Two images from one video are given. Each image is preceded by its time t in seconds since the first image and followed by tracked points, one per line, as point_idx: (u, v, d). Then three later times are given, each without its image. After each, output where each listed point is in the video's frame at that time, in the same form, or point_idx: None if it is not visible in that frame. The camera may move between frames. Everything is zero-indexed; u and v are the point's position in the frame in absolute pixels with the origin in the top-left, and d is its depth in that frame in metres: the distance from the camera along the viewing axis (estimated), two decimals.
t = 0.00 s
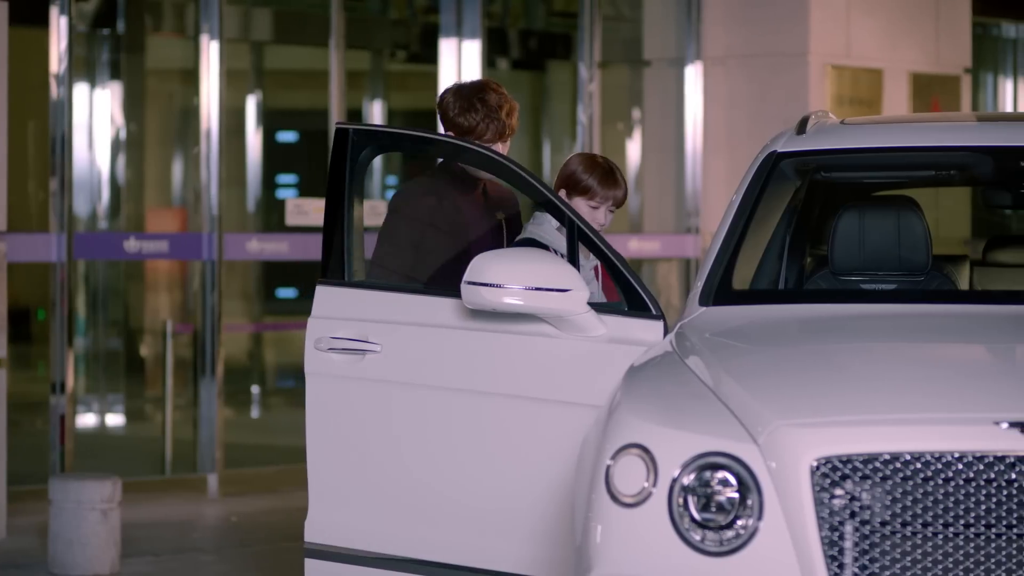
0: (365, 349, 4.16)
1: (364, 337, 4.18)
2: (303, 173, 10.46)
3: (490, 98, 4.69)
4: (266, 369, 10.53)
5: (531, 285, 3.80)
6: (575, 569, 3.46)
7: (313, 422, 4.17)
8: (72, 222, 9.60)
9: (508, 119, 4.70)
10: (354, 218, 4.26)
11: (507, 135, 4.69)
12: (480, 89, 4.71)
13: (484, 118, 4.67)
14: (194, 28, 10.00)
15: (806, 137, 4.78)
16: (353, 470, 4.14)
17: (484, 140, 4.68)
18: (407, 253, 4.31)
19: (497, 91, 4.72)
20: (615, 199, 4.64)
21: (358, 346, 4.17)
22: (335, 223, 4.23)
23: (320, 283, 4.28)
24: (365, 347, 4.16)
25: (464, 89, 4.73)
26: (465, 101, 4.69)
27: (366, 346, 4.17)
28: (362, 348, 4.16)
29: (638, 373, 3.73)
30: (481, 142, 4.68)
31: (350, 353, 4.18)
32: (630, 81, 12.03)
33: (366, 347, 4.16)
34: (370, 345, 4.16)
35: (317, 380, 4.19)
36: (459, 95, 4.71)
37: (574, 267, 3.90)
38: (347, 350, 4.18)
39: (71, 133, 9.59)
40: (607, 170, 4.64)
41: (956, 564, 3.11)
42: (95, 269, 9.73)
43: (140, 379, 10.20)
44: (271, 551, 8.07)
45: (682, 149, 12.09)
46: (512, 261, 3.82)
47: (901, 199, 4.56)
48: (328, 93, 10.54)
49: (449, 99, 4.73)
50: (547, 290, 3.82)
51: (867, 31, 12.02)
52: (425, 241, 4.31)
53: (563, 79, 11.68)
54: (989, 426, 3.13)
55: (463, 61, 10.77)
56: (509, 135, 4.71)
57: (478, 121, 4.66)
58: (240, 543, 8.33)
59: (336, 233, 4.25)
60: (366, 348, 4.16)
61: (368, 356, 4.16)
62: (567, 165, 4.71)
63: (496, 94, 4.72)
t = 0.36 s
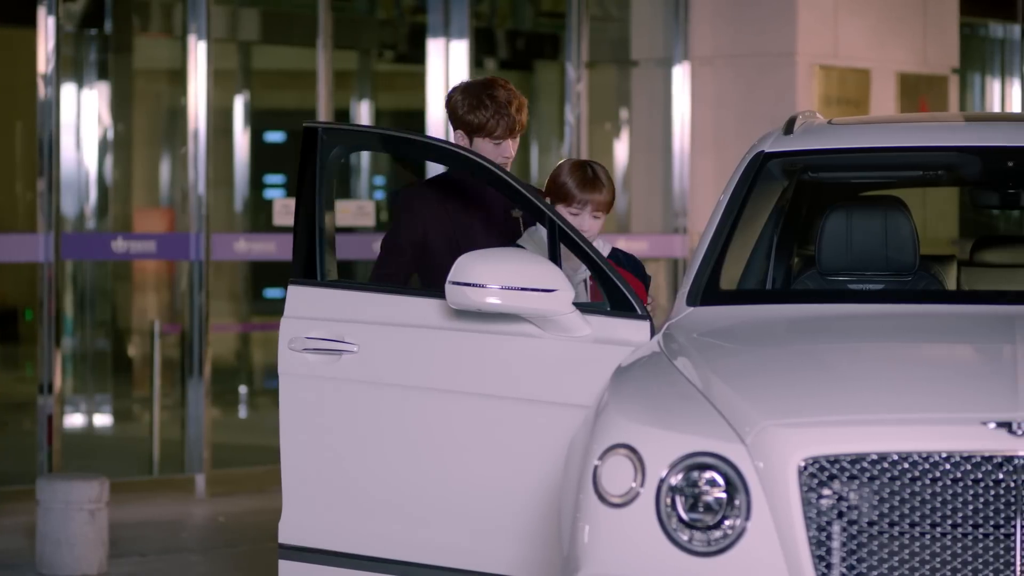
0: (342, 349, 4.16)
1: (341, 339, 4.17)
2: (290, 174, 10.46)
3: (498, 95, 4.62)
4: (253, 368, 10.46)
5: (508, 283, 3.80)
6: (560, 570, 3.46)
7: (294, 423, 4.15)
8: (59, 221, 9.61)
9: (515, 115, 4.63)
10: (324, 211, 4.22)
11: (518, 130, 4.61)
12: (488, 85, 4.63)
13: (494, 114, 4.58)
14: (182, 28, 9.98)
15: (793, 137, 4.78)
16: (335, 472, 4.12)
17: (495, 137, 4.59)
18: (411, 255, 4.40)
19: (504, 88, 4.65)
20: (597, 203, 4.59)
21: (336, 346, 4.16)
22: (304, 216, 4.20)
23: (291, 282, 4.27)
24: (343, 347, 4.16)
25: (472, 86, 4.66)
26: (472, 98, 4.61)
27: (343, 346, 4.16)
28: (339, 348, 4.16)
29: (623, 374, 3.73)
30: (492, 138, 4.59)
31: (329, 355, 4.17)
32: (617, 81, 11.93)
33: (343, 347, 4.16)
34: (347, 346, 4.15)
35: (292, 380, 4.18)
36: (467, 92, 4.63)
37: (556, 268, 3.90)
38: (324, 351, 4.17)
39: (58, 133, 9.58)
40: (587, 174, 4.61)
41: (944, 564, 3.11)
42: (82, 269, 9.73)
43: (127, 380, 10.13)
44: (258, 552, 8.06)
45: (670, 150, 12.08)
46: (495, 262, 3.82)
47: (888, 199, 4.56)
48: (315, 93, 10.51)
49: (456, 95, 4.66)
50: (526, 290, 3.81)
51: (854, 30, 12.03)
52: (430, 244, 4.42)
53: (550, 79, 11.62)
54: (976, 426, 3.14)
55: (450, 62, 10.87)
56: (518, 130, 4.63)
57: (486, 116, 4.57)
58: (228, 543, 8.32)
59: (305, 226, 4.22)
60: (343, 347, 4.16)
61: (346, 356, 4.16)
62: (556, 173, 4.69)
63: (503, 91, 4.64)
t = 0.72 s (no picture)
0: (333, 350, 4.15)
1: (332, 340, 4.17)
2: (279, 174, 10.45)
3: (552, 95, 5.02)
4: (242, 368, 10.44)
5: (499, 284, 3.80)
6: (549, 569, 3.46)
7: (284, 423, 4.15)
8: (48, 222, 9.60)
9: (566, 115, 5.02)
10: (317, 213, 4.25)
11: (566, 131, 5.00)
12: (541, 86, 5.03)
13: (546, 112, 4.96)
14: (170, 28, 9.97)
15: (782, 137, 4.78)
16: (323, 470, 4.12)
17: (543, 136, 4.97)
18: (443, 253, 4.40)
19: (557, 90, 5.05)
20: (560, 199, 4.50)
21: (327, 347, 4.16)
22: (297, 220, 4.23)
23: (285, 283, 4.29)
24: (335, 348, 4.16)
25: (525, 86, 5.05)
26: (526, 97, 5.00)
27: (336, 347, 4.16)
28: (330, 350, 4.16)
29: (612, 375, 3.72)
30: (540, 136, 4.97)
31: (320, 355, 4.17)
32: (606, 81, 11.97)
33: (335, 348, 4.15)
34: (339, 347, 4.15)
35: (282, 380, 4.17)
36: (522, 91, 5.02)
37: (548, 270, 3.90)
38: (315, 352, 4.17)
39: (47, 133, 9.57)
40: (551, 171, 4.52)
41: (932, 564, 3.12)
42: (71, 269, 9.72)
43: (116, 380, 10.12)
44: (246, 553, 8.03)
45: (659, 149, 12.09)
46: (485, 262, 3.82)
47: (876, 199, 4.57)
48: (304, 93, 10.51)
49: (510, 93, 5.04)
50: (518, 291, 3.81)
51: (844, 30, 12.04)
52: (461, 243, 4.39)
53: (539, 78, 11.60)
54: (963, 426, 3.13)
55: (440, 64, 10.91)
56: (567, 131, 5.02)
57: (537, 114, 4.95)
58: (215, 544, 8.30)
59: (298, 229, 4.24)
60: (335, 348, 4.15)
61: (336, 357, 4.16)
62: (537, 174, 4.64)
63: (556, 93, 5.04)
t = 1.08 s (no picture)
0: (321, 350, 4.15)
1: (318, 340, 4.17)
2: (265, 174, 10.44)
3: (580, 97, 5.03)
4: (229, 368, 10.43)
5: (486, 284, 3.80)
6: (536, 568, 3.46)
7: (271, 423, 4.15)
8: (34, 222, 9.57)
9: (589, 118, 5.02)
10: (305, 217, 4.25)
11: (589, 133, 5.00)
12: (569, 86, 5.03)
13: (571, 113, 4.97)
14: (157, 28, 9.96)
15: (769, 137, 4.79)
16: (310, 470, 4.11)
17: (565, 136, 4.97)
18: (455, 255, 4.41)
19: (584, 92, 5.05)
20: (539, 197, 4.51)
21: (313, 348, 4.16)
22: (285, 222, 4.23)
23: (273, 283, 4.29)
24: (322, 349, 4.15)
25: (553, 85, 5.06)
26: (553, 95, 5.00)
27: (323, 348, 4.15)
28: (317, 350, 4.16)
29: (600, 375, 3.72)
30: (563, 135, 4.97)
31: (307, 355, 4.17)
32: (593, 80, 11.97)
33: (322, 348, 4.15)
34: (326, 347, 4.15)
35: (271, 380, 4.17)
36: (549, 89, 5.03)
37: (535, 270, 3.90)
38: (302, 352, 4.17)
39: (32, 133, 9.54)
40: (533, 171, 4.54)
41: (919, 564, 3.12)
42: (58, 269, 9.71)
43: (103, 380, 10.09)
44: (233, 552, 8.02)
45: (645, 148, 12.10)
46: (471, 262, 3.82)
47: (864, 199, 4.56)
48: (290, 94, 10.50)
49: (536, 90, 5.05)
50: (505, 291, 3.81)
51: (832, 30, 12.04)
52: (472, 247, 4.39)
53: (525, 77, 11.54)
54: (950, 426, 3.14)
55: (426, 64, 10.91)
56: (590, 135, 5.02)
57: (562, 113, 4.96)
58: (201, 544, 8.29)
59: (286, 230, 4.25)
60: (322, 349, 4.15)
61: (323, 357, 4.15)
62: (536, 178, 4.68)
63: (583, 95, 5.05)
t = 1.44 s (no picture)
0: (303, 350, 4.15)
1: (302, 340, 4.17)
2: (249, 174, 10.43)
3: (549, 96, 5.00)
4: (212, 368, 10.42)
5: (468, 284, 3.80)
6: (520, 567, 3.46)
7: (255, 423, 4.14)
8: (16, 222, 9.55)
9: (561, 117, 5.00)
10: (288, 219, 4.24)
11: (562, 133, 4.99)
12: (539, 86, 5.02)
13: (540, 113, 4.95)
14: (140, 28, 9.94)
15: (752, 137, 4.79)
16: (293, 470, 4.11)
17: (538, 137, 4.98)
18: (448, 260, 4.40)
19: (554, 90, 5.03)
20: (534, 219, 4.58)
21: (297, 348, 4.16)
22: (268, 224, 4.23)
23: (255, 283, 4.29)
24: (304, 349, 4.15)
25: (525, 84, 5.05)
26: (523, 96, 4.99)
27: (305, 349, 4.15)
28: (299, 350, 4.15)
29: (584, 376, 3.72)
30: (535, 136, 4.97)
31: (290, 355, 4.17)
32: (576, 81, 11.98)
33: (305, 348, 4.15)
34: (308, 347, 4.15)
35: (254, 380, 4.17)
36: (519, 89, 5.02)
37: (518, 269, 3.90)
38: (285, 352, 4.17)
39: (15, 133, 9.50)
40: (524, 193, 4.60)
41: (901, 563, 3.13)
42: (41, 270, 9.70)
43: (86, 380, 10.06)
44: (217, 553, 8.01)
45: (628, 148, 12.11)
46: (454, 262, 3.82)
47: (847, 199, 4.56)
48: (273, 95, 10.49)
49: (508, 90, 5.04)
50: (487, 291, 3.81)
51: (816, 30, 12.05)
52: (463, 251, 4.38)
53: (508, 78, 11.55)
54: (934, 426, 3.14)
55: (410, 63, 10.94)
56: (563, 133, 5.01)
57: (532, 115, 4.95)
58: (184, 544, 8.27)
59: (269, 232, 4.24)
60: (305, 349, 4.15)
61: (306, 357, 4.15)
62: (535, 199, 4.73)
63: (553, 93, 5.03)
